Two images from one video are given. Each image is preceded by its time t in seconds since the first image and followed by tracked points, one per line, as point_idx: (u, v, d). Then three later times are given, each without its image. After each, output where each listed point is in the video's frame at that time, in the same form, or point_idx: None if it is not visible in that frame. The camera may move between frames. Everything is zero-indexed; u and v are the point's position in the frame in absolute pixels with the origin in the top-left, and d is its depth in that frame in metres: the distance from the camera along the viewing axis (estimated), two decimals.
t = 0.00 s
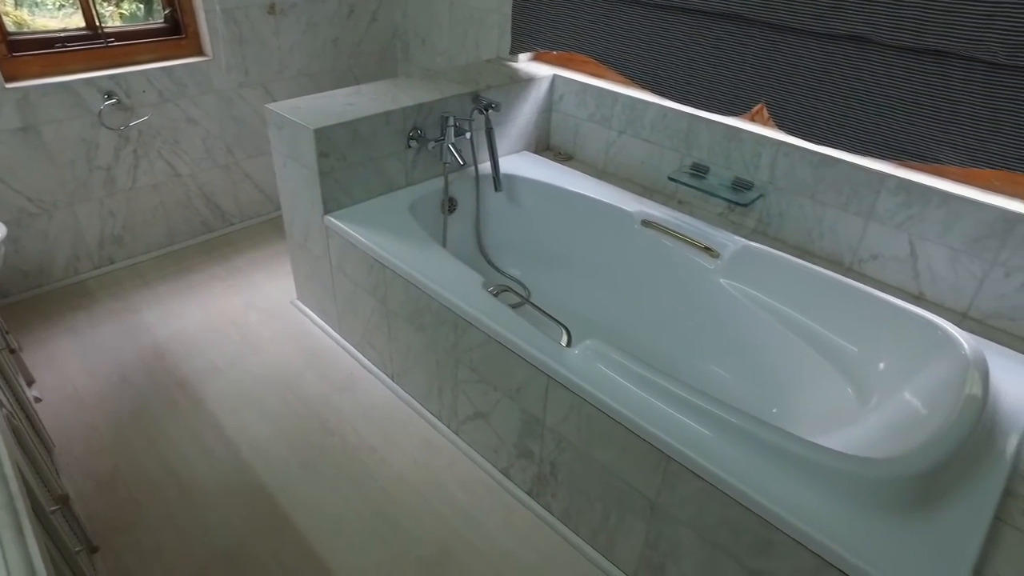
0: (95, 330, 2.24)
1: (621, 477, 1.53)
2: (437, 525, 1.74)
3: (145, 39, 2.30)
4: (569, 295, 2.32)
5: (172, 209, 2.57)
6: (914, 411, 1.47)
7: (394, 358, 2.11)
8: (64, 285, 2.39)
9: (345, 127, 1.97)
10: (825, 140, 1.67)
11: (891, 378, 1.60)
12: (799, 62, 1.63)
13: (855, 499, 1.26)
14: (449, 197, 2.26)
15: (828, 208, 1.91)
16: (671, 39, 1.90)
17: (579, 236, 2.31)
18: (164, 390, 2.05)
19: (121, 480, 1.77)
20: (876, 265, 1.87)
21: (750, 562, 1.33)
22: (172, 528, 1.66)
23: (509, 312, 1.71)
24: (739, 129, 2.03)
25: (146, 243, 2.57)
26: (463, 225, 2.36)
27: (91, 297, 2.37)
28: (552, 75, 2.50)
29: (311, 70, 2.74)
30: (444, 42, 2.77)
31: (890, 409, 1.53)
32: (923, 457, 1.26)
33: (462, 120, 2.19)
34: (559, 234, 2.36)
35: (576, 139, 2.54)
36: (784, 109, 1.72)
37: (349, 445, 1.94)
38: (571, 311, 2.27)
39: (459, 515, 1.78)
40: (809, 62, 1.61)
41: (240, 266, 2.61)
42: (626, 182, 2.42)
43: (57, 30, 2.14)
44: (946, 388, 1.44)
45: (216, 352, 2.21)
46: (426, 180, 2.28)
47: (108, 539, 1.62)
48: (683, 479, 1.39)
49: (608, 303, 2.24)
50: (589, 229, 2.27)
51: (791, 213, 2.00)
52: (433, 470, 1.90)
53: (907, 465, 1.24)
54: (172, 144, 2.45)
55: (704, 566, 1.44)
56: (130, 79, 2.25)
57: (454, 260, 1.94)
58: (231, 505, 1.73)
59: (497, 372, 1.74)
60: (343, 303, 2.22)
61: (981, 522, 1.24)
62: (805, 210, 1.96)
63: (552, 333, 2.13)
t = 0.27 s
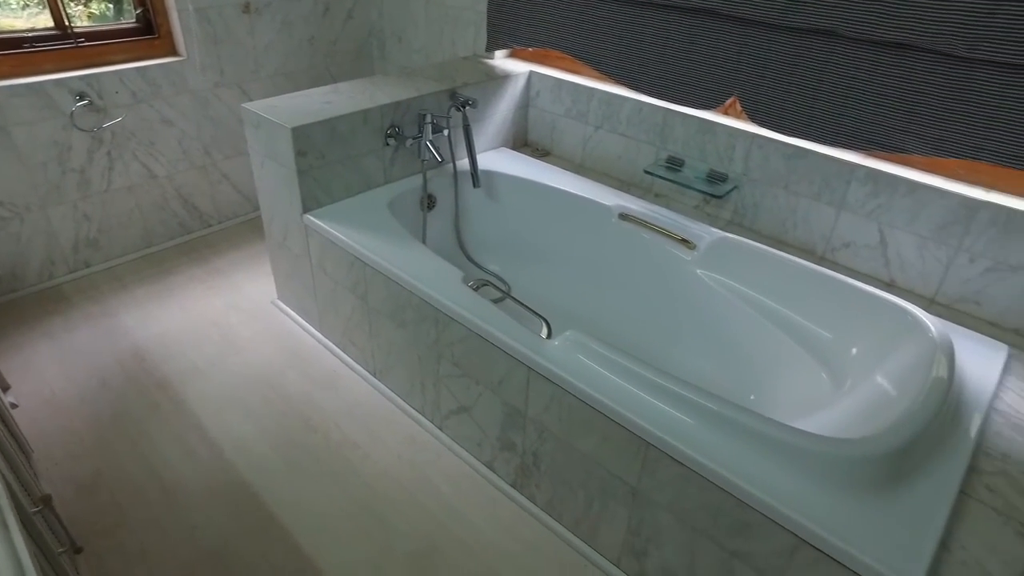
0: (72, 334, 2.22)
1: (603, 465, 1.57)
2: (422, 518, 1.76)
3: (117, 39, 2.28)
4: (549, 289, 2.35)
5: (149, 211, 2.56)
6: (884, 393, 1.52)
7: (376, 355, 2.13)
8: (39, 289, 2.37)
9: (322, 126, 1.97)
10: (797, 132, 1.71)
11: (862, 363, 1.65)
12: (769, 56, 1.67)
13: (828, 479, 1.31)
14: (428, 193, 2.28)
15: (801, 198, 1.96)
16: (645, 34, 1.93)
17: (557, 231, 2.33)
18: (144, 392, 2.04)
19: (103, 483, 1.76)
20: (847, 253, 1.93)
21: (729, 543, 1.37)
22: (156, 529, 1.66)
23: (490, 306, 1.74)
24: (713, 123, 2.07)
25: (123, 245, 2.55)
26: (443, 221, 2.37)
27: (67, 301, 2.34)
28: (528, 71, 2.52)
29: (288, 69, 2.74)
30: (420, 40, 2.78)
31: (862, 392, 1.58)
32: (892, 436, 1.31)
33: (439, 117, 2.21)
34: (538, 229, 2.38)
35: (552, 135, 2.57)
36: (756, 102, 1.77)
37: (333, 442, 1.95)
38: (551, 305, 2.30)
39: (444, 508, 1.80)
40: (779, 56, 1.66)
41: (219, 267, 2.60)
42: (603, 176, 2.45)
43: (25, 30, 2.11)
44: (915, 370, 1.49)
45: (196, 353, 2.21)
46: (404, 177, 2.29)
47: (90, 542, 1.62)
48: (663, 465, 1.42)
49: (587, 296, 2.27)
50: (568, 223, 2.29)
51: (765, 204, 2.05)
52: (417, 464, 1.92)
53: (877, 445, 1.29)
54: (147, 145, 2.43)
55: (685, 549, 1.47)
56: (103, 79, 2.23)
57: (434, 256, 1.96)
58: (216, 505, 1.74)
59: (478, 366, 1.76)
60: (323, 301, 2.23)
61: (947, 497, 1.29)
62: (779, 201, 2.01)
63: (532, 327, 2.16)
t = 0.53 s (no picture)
0: (50, 337, 2.20)
1: (586, 453, 1.59)
2: (407, 512, 1.77)
3: (90, 39, 2.26)
4: (531, 283, 2.37)
5: (126, 212, 2.54)
6: (858, 376, 1.56)
7: (359, 352, 2.13)
8: (15, 293, 2.34)
9: (301, 123, 1.98)
10: (771, 124, 1.75)
11: (837, 348, 1.69)
12: (743, 51, 1.71)
13: (805, 459, 1.34)
14: (408, 190, 2.28)
15: (776, 189, 2.00)
16: (622, 29, 1.96)
17: (538, 225, 2.35)
18: (125, 393, 2.03)
19: (85, 485, 1.75)
20: (822, 242, 1.98)
21: (711, 525, 1.40)
22: (140, 530, 1.65)
23: (471, 299, 1.75)
24: (688, 116, 2.10)
25: (101, 247, 2.53)
26: (424, 218, 2.38)
27: (44, 304, 2.32)
28: (507, 68, 2.54)
29: (265, 68, 2.73)
30: (398, 38, 2.79)
31: (837, 376, 1.62)
32: (865, 417, 1.35)
33: (418, 114, 2.22)
34: (518, 224, 2.40)
35: (531, 130, 2.59)
36: (732, 95, 1.81)
37: (318, 439, 1.96)
38: (533, 299, 2.32)
39: (430, 501, 1.81)
40: (753, 51, 1.69)
41: (199, 268, 2.59)
42: (582, 170, 2.48)
43: None
44: (888, 353, 1.54)
45: (177, 353, 2.20)
46: (384, 174, 2.30)
47: (73, 545, 1.61)
48: (645, 451, 1.45)
49: (569, 290, 2.29)
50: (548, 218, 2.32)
51: (741, 195, 2.09)
52: (402, 458, 1.93)
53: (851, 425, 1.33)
54: (123, 146, 2.41)
55: (667, 533, 1.50)
56: (76, 79, 2.21)
57: (416, 251, 1.97)
58: (200, 504, 1.73)
59: (460, 359, 1.78)
60: (305, 299, 2.23)
61: (919, 474, 1.33)
62: (755, 191, 2.05)
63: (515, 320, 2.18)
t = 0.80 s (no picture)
0: (31, 340, 2.19)
1: (568, 441, 1.62)
2: (393, 504, 1.79)
3: (65, 38, 2.24)
4: (513, 278, 2.40)
5: (105, 213, 2.53)
6: (832, 360, 1.60)
7: (343, 348, 2.15)
8: None
9: (281, 121, 1.98)
10: (746, 116, 1.80)
11: (812, 335, 1.73)
12: (718, 44, 1.77)
13: (780, 441, 1.39)
14: (389, 186, 2.30)
15: (752, 180, 2.05)
16: (600, 25, 2.01)
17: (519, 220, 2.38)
18: (108, 394, 2.03)
19: (69, 486, 1.75)
20: (797, 232, 2.03)
21: (691, 508, 1.44)
22: (126, 529, 1.66)
23: (454, 292, 1.77)
24: (665, 109, 2.14)
25: (80, 249, 2.51)
26: (406, 214, 2.40)
27: (23, 307, 2.31)
28: (486, 65, 2.56)
29: (244, 67, 2.73)
30: (377, 36, 2.80)
31: (812, 361, 1.67)
32: (838, 399, 1.40)
33: (398, 111, 2.24)
34: (500, 219, 2.42)
35: (511, 126, 2.62)
36: (707, 88, 1.86)
37: (303, 435, 1.97)
38: (515, 293, 2.35)
39: (416, 493, 1.84)
40: (727, 44, 1.75)
41: (181, 268, 2.58)
42: (562, 165, 2.51)
43: None
44: (861, 339, 1.58)
45: (160, 353, 2.20)
46: (366, 171, 2.31)
47: (58, 545, 1.61)
48: (626, 437, 1.48)
49: (550, 284, 2.32)
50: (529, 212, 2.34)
51: (718, 186, 2.13)
52: (387, 452, 1.95)
53: (824, 407, 1.37)
54: (101, 146, 2.40)
55: (649, 516, 1.54)
56: (51, 80, 2.19)
57: (399, 247, 1.99)
58: (186, 502, 1.74)
59: (444, 352, 1.80)
60: (288, 297, 2.24)
61: (889, 452, 1.38)
62: (732, 183, 2.10)
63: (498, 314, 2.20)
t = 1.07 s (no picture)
0: (11, 341, 2.18)
1: (549, 427, 1.66)
2: (378, 494, 1.82)
3: (40, 37, 2.24)
4: (494, 271, 2.43)
5: (84, 214, 2.52)
6: (804, 343, 1.66)
7: (327, 343, 2.17)
8: None
9: (261, 118, 2.00)
10: (719, 108, 1.87)
11: (785, 320, 1.79)
12: (690, 39, 1.83)
13: (752, 420, 1.43)
14: (370, 182, 2.32)
15: (726, 171, 2.10)
16: (576, 21, 2.06)
17: (499, 214, 2.41)
18: (91, 393, 2.04)
19: (54, 484, 1.76)
20: (770, 221, 2.09)
21: (668, 487, 1.49)
22: (112, 524, 1.67)
23: (435, 284, 1.80)
24: (640, 103, 2.18)
25: (60, 249, 2.51)
26: (387, 210, 2.43)
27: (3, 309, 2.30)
28: (464, 61, 2.59)
29: (223, 66, 2.74)
30: (355, 34, 2.83)
31: (785, 345, 1.72)
32: (807, 378, 1.45)
33: (378, 107, 2.26)
34: (481, 213, 2.46)
35: (490, 122, 2.65)
36: (680, 81, 1.92)
37: (288, 429, 1.99)
38: (497, 286, 2.39)
39: (401, 482, 1.86)
40: (699, 38, 1.81)
41: (163, 268, 2.59)
42: (541, 160, 2.55)
43: None
44: (831, 322, 1.64)
45: (143, 352, 2.21)
46: (347, 167, 2.33)
47: (44, 542, 1.62)
48: (605, 420, 1.52)
49: (531, 276, 2.36)
50: (510, 206, 2.38)
51: (694, 178, 2.18)
52: (372, 444, 1.97)
53: (793, 386, 1.43)
54: (79, 146, 2.39)
55: (629, 498, 1.59)
56: (26, 79, 2.18)
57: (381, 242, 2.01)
58: (172, 497, 1.75)
59: (426, 343, 1.83)
60: (271, 293, 2.26)
61: (856, 428, 1.44)
62: (707, 174, 2.15)
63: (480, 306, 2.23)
